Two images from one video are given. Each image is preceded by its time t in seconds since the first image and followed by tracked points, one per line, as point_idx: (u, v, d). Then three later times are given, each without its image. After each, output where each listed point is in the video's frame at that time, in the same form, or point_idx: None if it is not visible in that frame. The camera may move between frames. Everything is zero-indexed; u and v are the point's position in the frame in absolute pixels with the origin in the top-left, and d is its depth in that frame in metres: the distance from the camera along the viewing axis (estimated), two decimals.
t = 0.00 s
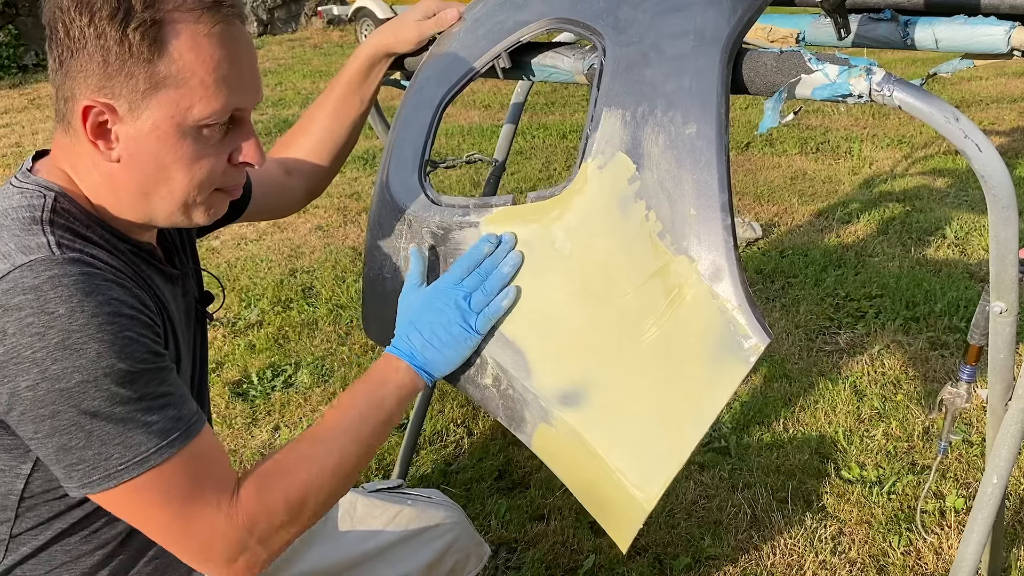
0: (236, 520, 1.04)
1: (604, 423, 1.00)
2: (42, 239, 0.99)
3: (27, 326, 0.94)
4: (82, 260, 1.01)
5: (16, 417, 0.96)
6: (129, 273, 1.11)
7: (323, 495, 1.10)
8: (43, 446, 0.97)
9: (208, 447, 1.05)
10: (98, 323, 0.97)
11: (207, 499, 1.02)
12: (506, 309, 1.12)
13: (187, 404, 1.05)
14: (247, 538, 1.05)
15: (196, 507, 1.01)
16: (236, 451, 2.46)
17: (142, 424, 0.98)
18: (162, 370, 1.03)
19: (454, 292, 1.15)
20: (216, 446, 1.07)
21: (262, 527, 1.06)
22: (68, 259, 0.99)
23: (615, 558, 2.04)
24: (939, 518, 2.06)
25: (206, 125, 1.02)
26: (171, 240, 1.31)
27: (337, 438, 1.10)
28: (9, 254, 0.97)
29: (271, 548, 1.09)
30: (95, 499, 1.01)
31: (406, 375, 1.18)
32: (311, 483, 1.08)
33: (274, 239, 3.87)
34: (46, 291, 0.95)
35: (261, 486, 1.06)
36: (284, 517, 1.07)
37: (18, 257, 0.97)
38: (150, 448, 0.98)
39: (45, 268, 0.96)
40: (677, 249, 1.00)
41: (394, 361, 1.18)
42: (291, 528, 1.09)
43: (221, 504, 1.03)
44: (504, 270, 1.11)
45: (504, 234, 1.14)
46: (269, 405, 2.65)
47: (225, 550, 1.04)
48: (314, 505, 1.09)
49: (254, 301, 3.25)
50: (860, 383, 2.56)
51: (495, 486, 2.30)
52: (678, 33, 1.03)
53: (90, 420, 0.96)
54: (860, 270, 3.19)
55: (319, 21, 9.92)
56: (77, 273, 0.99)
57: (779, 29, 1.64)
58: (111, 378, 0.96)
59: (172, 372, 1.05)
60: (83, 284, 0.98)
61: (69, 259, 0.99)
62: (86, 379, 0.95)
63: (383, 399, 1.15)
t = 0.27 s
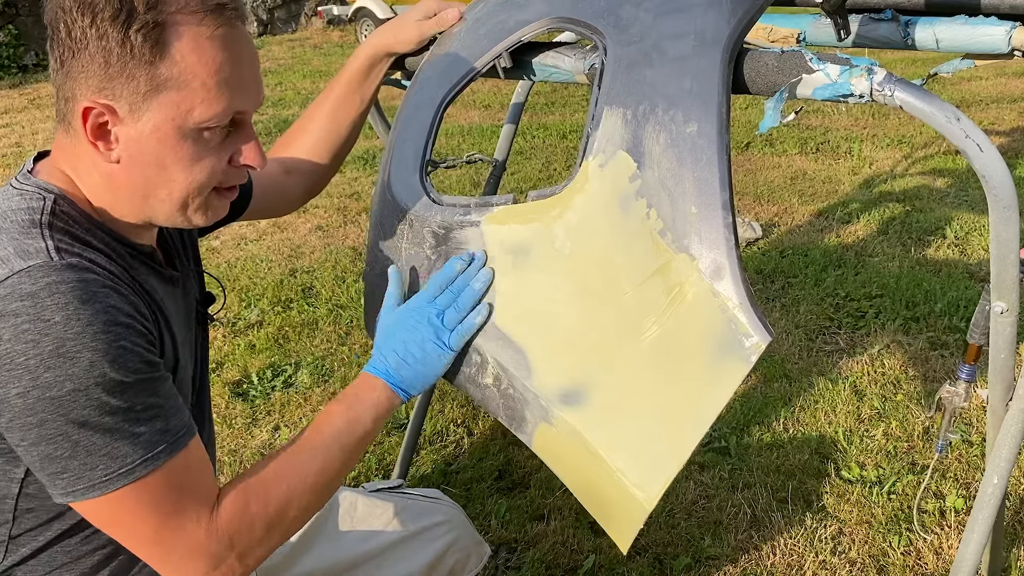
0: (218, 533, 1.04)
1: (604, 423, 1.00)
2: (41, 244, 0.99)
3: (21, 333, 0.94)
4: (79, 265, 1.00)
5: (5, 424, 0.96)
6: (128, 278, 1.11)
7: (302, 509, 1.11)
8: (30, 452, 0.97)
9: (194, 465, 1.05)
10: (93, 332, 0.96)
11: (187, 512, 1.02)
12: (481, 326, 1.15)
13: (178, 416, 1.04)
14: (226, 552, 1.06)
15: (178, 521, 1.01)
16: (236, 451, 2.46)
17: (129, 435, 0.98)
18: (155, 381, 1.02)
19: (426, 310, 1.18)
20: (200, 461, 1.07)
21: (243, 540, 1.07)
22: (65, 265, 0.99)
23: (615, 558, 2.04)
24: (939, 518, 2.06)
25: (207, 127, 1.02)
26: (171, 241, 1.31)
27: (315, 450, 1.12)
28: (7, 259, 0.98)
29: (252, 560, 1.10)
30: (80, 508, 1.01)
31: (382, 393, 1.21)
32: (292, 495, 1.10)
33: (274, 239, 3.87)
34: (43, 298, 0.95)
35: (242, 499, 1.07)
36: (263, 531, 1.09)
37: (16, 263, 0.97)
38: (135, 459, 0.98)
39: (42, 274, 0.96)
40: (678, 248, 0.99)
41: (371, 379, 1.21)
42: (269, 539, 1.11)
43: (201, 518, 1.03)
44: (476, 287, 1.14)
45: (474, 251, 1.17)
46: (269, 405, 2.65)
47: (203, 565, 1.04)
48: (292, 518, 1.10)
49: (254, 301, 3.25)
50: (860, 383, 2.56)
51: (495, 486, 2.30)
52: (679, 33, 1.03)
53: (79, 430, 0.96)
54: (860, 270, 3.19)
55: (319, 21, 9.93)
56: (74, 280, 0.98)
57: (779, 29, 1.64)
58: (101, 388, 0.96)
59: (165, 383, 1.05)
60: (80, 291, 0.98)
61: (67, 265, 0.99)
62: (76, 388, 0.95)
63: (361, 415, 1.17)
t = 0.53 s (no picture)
0: (192, 539, 1.03)
1: (591, 422, 1.00)
2: (33, 238, 1.00)
3: (10, 327, 0.95)
4: (72, 260, 1.01)
5: None
6: (122, 273, 1.11)
7: (277, 512, 1.11)
8: (15, 449, 0.97)
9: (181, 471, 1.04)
10: (80, 327, 0.96)
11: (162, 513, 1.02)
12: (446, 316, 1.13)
13: (166, 418, 1.04)
14: (201, 557, 1.05)
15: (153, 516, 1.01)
16: (237, 451, 2.46)
17: (113, 435, 0.98)
18: (145, 382, 1.02)
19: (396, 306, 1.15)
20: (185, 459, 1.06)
21: (218, 544, 1.07)
22: (57, 260, 0.99)
23: (615, 558, 2.04)
24: (939, 518, 2.06)
25: (195, 115, 1.02)
26: (168, 239, 1.31)
27: (293, 454, 1.11)
28: None
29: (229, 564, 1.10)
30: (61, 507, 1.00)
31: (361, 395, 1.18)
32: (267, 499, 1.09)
33: (274, 239, 3.87)
34: (33, 291, 0.96)
35: (218, 505, 1.06)
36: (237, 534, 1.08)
37: (9, 256, 0.98)
38: (118, 460, 0.97)
39: (33, 268, 0.97)
40: (671, 247, 1.00)
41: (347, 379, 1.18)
42: (246, 543, 1.10)
43: (176, 524, 1.02)
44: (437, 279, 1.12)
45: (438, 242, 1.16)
46: (270, 405, 2.65)
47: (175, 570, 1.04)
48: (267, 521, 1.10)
49: (254, 301, 3.25)
50: (860, 383, 2.56)
51: (494, 486, 2.30)
52: (678, 33, 1.03)
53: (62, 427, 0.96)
54: (860, 270, 3.19)
55: (319, 21, 9.93)
56: (65, 274, 0.99)
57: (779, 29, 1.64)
58: (87, 385, 0.96)
59: (156, 385, 1.05)
60: (71, 286, 0.98)
61: (58, 259, 0.99)
62: (62, 383, 0.95)
63: (339, 419, 1.15)
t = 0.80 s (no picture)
0: (201, 544, 1.06)
1: (597, 423, 1.00)
2: (61, 243, 0.99)
3: (37, 331, 0.94)
4: (98, 265, 1.00)
5: (9, 420, 0.96)
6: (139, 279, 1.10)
7: (276, 512, 1.15)
8: (30, 451, 0.96)
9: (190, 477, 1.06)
10: (106, 333, 0.97)
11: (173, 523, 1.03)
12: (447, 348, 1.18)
13: (178, 425, 1.05)
14: (207, 561, 1.08)
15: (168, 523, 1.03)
16: (236, 451, 2.46)
17: (130, 441, 0.98)
18: (162, 389, 1.03)
19: (399, 325, 1.20)
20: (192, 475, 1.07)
21: (224, 548, 1.10)
22: (85, 266, 0.99)
23: (615, 558, 2.04)
24: (939, 518, 2.06)
25: (224, 125, 1.02)
26: (177, 247, 1.31)
27: (290, 459, 1.16)
28: (28, 256, 0.97)
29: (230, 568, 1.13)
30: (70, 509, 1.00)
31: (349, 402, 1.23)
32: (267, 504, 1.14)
33: (274, 239, 3.88)
34: (61, 297, 0.95)
35: (225, 509, 1.10)
36: (241, 538, 1.12)
37: (37, 261, 0.97)
38: (133, 466, 0.98)
39: (61, 273, 0.96)
40: (675, 248, 1.00)
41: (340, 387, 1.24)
42: (247, 547, 1.14)
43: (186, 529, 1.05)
44: (448, 311, 1.15)
45: (452, 271, 1.18)
46: (269, 405, 2.65)
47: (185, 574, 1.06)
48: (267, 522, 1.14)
49: (254, 301, 3.25)
50: (860, 383, 2.56)
51: (494, 486, 2.30)
52: (678, 33, 1.03)
53: (81, 431, 0.96)
54: (860, 270, 3.19)
55: (319, 21, 9.93)
56: (92, 280, 0.98)
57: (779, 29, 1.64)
58: (109, 391, 0.96)
59: (171, 392, 1.05)
60: (97, 293, 0.98)
61: (86, 265, 0.99)
62: (84, 389, 0.95)
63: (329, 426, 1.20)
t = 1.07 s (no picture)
0: (235, 526, 1.04)
1: (606, 422, 1.00)
2: (63, 238, 0.99)
3: (46, 324, 0.94)
4: (100, 259, 1.00)
5: (28, 415, 0.96)
6: (142, 271, 1.10)
7: (317, 491, 1.11)
8: (54, 445, 0.96)
9: (218, 454, 1.06)
10: (115, 323, 0.97)
11: (207, 501, 1.02)
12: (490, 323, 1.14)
13: (197, 407, 1.04)
14: (244, 541, 1.06)
15: (201, 504, 1.01)
16: (237, 451, 2.46)
17: (152, 424, 0.98)
18: (176, 372, 1.02)
19: (441, 299, 1.16)
20: (219, 449, 1.07)
21: (260, 531, 1.07)
22: (88, 259, 0.99)
23: (615, 558, 2.04)
24: (939, 518, 2.06)
25: (218, 105, 1.02)
26: (182, 241, 1.31)
27: (330, 436, 1.11)
28: (30, 252, 0.97)
29: (269, 552, 1.10)
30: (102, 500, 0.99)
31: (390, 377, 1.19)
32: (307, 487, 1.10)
33: (274, 239, 3.87)
34: (66, 289, 0.95)
35: (260, 488, 1.07)
36: (281, 521, 1.09)
37: (39, 256, 0.97)
38: (160, 449, 0.98)
39: (65, 267, 0.96)
40: (680, 247, 1.00)
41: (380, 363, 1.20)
42: (288, 528, 1.10)
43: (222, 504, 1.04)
44: (493, 285, 1.12)
45: (496, 244, 1.15)
46: (270, 405, 2.65)
47: (222, 554, 1.04)
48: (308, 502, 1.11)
49: (254, 301, 3.25)
50: (860, 383, 2.56)
51: (495, 486, 2.30)
52: (679, 31, 1.03)
53: (103, 419, 0.95)
54: (860, 270, 3.19)
55: (319, 21, 9.93)
56: (96, 273, 0.98)
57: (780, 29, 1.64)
58: (125, 378, 0.96)
59: (185, 375, 1.05)
60: (101, 284, 0.98)
61: (89, 258, 0.99)
62: (101, 377, 0.94)
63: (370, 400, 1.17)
